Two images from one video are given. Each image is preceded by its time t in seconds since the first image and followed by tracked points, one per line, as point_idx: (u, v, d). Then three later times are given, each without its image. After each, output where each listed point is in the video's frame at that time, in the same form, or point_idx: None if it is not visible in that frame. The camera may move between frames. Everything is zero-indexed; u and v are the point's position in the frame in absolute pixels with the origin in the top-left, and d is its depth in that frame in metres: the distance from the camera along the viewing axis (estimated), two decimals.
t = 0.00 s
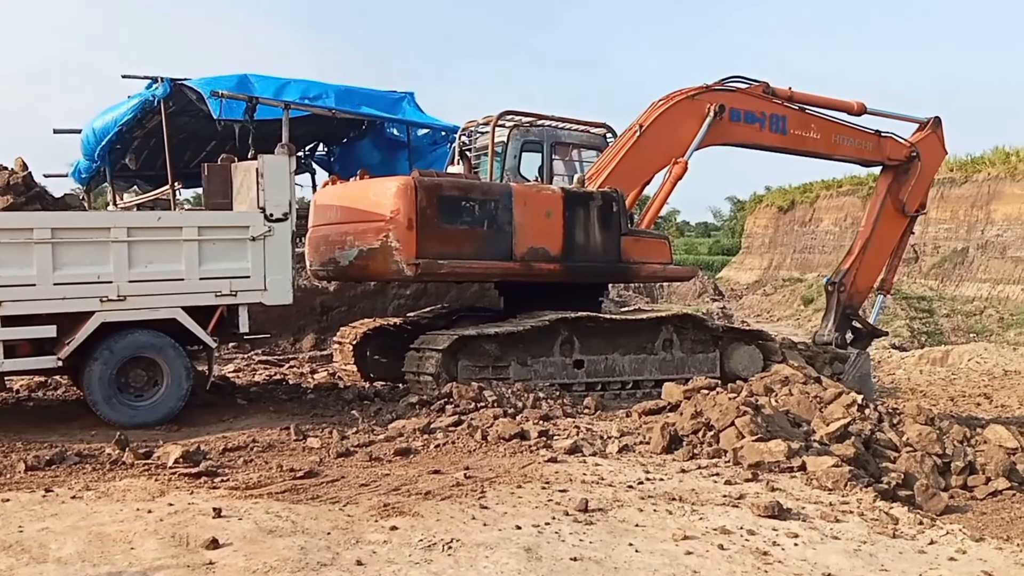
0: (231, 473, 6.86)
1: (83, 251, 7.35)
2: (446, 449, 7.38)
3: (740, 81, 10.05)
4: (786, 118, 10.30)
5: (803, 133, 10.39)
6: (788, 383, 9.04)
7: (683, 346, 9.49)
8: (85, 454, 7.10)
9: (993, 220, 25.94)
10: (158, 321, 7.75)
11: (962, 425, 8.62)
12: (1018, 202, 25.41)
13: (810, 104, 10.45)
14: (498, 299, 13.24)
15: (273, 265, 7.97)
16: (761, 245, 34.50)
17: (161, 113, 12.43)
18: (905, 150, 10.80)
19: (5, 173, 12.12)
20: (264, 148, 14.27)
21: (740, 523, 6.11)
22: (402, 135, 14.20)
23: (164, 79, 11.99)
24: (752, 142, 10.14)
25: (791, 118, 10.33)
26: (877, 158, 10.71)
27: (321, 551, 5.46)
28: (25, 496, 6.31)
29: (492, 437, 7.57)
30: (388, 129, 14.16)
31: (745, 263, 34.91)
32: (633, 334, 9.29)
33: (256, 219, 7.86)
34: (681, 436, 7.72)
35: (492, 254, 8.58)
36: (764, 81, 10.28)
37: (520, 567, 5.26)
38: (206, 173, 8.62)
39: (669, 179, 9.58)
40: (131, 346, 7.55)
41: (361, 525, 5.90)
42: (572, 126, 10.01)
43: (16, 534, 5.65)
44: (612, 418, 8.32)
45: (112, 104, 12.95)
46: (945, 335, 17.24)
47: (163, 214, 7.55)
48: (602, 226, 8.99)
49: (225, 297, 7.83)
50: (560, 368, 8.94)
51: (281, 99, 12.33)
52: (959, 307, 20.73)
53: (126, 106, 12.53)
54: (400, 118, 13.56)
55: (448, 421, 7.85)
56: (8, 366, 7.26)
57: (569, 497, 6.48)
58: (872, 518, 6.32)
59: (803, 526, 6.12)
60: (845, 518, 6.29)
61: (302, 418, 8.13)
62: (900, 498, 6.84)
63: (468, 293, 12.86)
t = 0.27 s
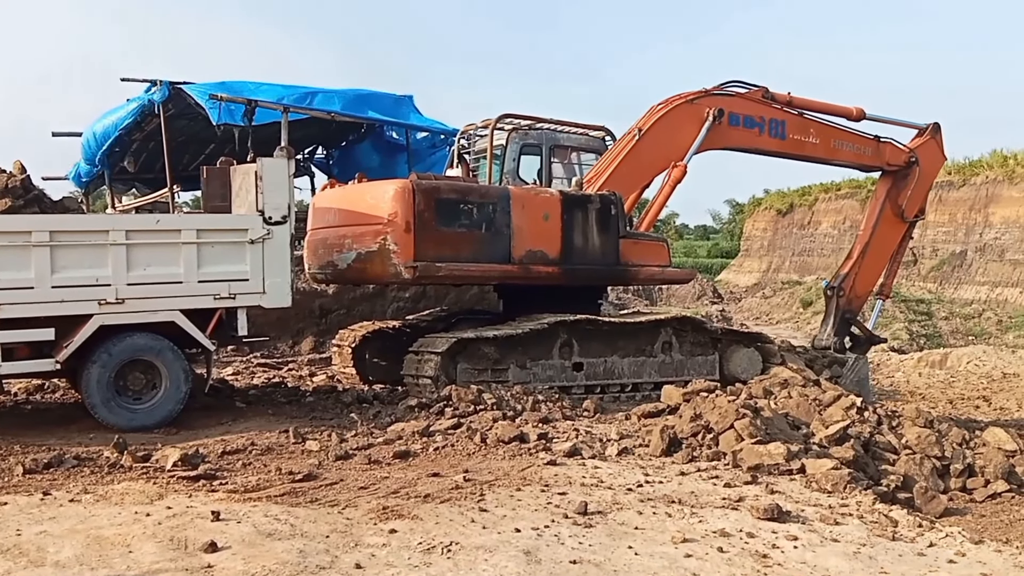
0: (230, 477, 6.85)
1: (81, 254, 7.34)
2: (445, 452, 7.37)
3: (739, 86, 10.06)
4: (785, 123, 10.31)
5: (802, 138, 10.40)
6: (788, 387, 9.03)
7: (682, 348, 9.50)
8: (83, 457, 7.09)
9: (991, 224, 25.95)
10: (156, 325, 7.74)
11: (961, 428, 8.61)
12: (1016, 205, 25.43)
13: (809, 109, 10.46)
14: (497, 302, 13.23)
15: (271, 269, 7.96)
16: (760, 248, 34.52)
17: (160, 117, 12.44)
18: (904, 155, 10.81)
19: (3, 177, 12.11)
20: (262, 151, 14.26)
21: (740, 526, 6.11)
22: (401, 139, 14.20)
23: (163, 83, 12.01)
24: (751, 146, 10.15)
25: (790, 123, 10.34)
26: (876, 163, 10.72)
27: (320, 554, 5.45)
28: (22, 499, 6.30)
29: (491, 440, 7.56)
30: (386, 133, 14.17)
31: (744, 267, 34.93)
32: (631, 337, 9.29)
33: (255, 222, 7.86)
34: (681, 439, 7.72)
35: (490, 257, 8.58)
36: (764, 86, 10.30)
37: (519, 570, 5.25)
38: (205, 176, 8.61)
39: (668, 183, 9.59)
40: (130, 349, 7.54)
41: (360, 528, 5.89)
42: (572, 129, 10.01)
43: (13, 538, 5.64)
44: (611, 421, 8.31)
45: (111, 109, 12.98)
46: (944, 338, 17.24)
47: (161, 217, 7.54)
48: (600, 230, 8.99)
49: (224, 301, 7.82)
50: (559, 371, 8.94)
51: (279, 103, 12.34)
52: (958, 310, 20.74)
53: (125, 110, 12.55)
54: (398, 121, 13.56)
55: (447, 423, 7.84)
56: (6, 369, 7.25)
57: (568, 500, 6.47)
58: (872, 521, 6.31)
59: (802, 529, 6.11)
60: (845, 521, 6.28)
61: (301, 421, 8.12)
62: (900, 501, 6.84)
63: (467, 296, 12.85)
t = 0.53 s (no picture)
0: (229, 479, 6.86)
1: (80, 257, 7.35)
2: (444, 454, 7.38)
3: (738, 90, 10.08)
4: (783, 128, 10.32)
5: (800, 143, 10.41)
6: (786, 389, 9.03)
7: (681, 350, 9.50)
8: (83, 460, 7.09)
9: (990, 225, 25.96)
10: (156, 327, 7.75)
11: (960, 429, 8.61)
12: (1014, 206, 25.43)
13: (807, 113, 10.47)
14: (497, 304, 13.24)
15: (270, 271, 7.97)
16: (758, 250, 34.53)
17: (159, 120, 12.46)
18: (902, 161, 10.82)
19: (3, 180, 12.11)
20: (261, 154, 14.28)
21: (739, 528, 6.11)
22: (399, 141, 14.23)
23: (162, 87, 12.04)
24: (750, 151, 10.17)
25: (789, 128, 10.35)
26: (874, 169, 10.73)
27: (320, 557, 5.45)
28: (22, 503, 6.30)
29: (490, 442, 7.57)
30: (385, 136, 14.20)
31: (742, 269, 34.94)
32: (630, 339, 9.29)
33: (254, 225, 7.87)
34: (679, 441, 7.72)
35: (489, 260, 8.58)
36: (762, 90, 10.31)
37: (519, 572, 5.25)
38: (203, 179, 8.64)
39: (667, 186, 9.59)
40: (129, 352, 7.55)
41: (360, 530, 5.90)
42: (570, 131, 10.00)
43: (13, 541, 5.64)
44: (609, 423, 8.32)
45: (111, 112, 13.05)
46: (942, 340, 17.25)
47: (160, 220, 7.56)
48: (598, 232, 9.00)
49: (223, 303, 7.83)
50: (558, 373, 8.94)
51: (278, 106, 12.36)
52: (956, 312, 20.76)
53: (125, 114, 12.60)
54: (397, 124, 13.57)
55: (446, 426, 7.85)
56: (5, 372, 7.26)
57: (567, 503, 6.48)
58: (871, 523, 6.32)
59: (802, 531, 6.12)
60: (844, 523, 6.28)
61: (300, 424, 8.12)
62: (899, 503, 6.84)
63: (466, 299, 12.86)
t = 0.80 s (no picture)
0: (229, 482, 6.86)
1: (80, 260, 7.36)
2: (444, 457, 7.38)
3: (738, 94, 10.08)
4: (784, 131, 10.33)
5: (801, 146, 10.42)
6: (786, 391, 9.02)
7: (681, 353, 9.50)
8: (84, 463, 7.10)
9: (990, 227, 25.94)
10: (156, 330, 7.76)
11: (961, 431, 8.60)
12: (1014, 208, 25.42)
13: (808, 117, 10.48)
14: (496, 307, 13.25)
15: (270, 274, 7.98)
16: (757, 252, 34.53)
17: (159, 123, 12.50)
18: (902, 165, 10.82)
19: (4, 184, 12.13)
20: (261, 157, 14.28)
21: (740, 531, 6.10)
22: (399, 144, 14.24)
23: (160, 91, 12.12)
24: (751, 154, 10.17)
25: (789, 131, 10.36)
26: (874, 173, 10.73)
27: (320, 559, 5.45)
28: (23, 506, 6.31)
29: (489, 444, 7.57)
30: (385, 138, 14.22)
31: (741, 271, 34.94)
32: (630, 341, 9.29)
33: (254, 228, 7.88)
34: (680, 443, 7.72)
35: (489, 262, 8.59)
36: (763, 94, 10.32)
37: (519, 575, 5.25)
38: (204, 183, 8.65)
39: (667, 189, 9.60)
40: (129, 355, 7.55)
41: (360, 533, 5.90)
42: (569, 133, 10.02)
43: (14, 544, 5.65)
44: (609, 426, 8.32)
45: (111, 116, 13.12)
46: (942, 342, 17.24)
47: (160, 223, 7.57)
48: (598, 234, 9.01)
49: (223, 306, 7.84)
50: (557, 375, 8.95)
51: (277, 110, 12.39)
52: (956, 314, 20.75)
53: (126, 118, 12.67)
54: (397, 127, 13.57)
55: (446, 429, 7.85)
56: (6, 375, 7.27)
57: (567, 505, 6.48)
58: (872, 525, 6.31)
59: (802, 533, 6.11)
60: (844, 525, 6.28)
61: (300, 427, 8.13)
62: (900, 505, 6.83)
63: (466, 302, 12.87)
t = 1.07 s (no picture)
0: (229, 485, 6.85)
1: (80, 263, 7.35)
2: (444, 459, 7.37)
3: (739, 97, 10.08)
4: (784, 134, 10.32)
5: (801, 150, 10.41)
6: (787, 392, 9.01)
7: (681, 354, 9.49)
8: (83, 466, 7.09)
9: (990, 227, 25.93)
10: (156, 333, 7.74)
11: (962, 432, 8.59)
12: (1015, 208, 25.41)
13: (808, 121, 10.48)
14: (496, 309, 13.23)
15: (270, 277, 7.97)
16: (757, 253, 34.52)
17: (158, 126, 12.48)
18: (903, 170, 10.81)
19: (3, 186, 12.11)
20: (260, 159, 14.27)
21: (741, 532, 6.09)
22: (398, 146, 14.23)
23: (160, 92, 12.09)
24: (751, 157, 10.16)
25: (789, 135, 10.35)
26: (874, 177, 10.72)
27: (321, 562, 5.44)
28: (23, 509, 6.29)
29: (490, 447, 7.56)
30: (385, 140, 14.21)
31: (741, 272, 34.93)
32: (630, 343, 9.28)
33: (253, 230, 7.87)
34: (680, 445, 7.72)
35: (489, 263, 8.58)
36: (764, 97, 10.32)
37: None
38: (203, 184, 8.66)
39: (667, 191, 9.59)
40: (129, 358, 7.54)
41: (360, 535, 5.89)
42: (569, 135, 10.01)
43: (14, 547, 5.64)
44: (610, 427, 8.30)
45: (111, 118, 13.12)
46: (942, 343, 17.23)
47: (160, 225, 7.56)
48: (598, 235, 9.00)
49: (222, 309, 7.83)
50: (557, 377, 8.94)
51: (276, 111, 12.40)
52: (956, 314, 20.75)
53: (125, 120, 12.67)
54: (396, 128, 13.55)
55: (446, 431, 7.84)
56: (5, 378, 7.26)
57: (568, 507, 6.46)
58: (873, 527, 6.30)
59: (803, 535, 6.10)
60: (846, 526, 6.27)
61: (300, 429, 8.12)
62: (901, 506, 6.82)
63: (466, 304, 12.87)
